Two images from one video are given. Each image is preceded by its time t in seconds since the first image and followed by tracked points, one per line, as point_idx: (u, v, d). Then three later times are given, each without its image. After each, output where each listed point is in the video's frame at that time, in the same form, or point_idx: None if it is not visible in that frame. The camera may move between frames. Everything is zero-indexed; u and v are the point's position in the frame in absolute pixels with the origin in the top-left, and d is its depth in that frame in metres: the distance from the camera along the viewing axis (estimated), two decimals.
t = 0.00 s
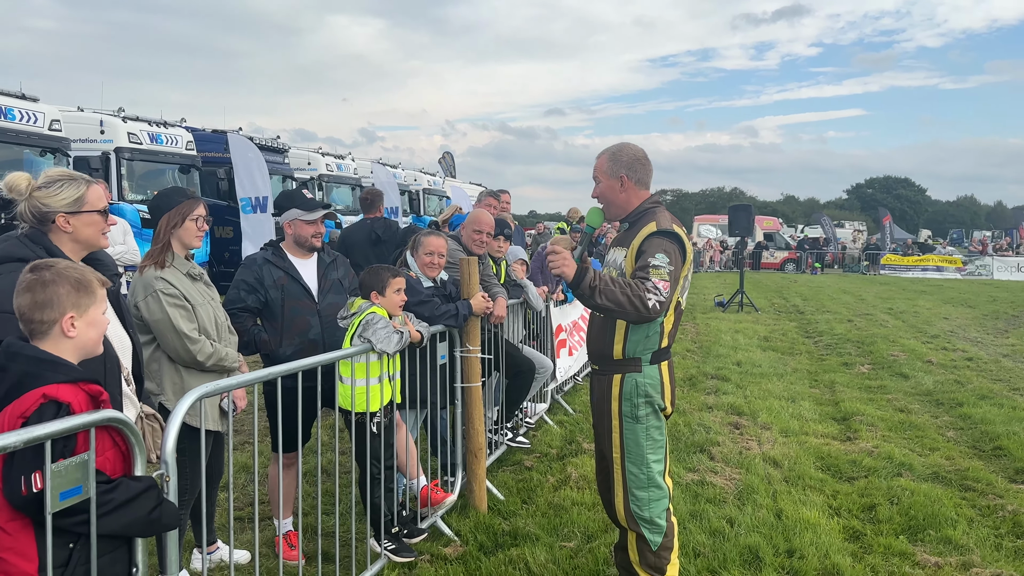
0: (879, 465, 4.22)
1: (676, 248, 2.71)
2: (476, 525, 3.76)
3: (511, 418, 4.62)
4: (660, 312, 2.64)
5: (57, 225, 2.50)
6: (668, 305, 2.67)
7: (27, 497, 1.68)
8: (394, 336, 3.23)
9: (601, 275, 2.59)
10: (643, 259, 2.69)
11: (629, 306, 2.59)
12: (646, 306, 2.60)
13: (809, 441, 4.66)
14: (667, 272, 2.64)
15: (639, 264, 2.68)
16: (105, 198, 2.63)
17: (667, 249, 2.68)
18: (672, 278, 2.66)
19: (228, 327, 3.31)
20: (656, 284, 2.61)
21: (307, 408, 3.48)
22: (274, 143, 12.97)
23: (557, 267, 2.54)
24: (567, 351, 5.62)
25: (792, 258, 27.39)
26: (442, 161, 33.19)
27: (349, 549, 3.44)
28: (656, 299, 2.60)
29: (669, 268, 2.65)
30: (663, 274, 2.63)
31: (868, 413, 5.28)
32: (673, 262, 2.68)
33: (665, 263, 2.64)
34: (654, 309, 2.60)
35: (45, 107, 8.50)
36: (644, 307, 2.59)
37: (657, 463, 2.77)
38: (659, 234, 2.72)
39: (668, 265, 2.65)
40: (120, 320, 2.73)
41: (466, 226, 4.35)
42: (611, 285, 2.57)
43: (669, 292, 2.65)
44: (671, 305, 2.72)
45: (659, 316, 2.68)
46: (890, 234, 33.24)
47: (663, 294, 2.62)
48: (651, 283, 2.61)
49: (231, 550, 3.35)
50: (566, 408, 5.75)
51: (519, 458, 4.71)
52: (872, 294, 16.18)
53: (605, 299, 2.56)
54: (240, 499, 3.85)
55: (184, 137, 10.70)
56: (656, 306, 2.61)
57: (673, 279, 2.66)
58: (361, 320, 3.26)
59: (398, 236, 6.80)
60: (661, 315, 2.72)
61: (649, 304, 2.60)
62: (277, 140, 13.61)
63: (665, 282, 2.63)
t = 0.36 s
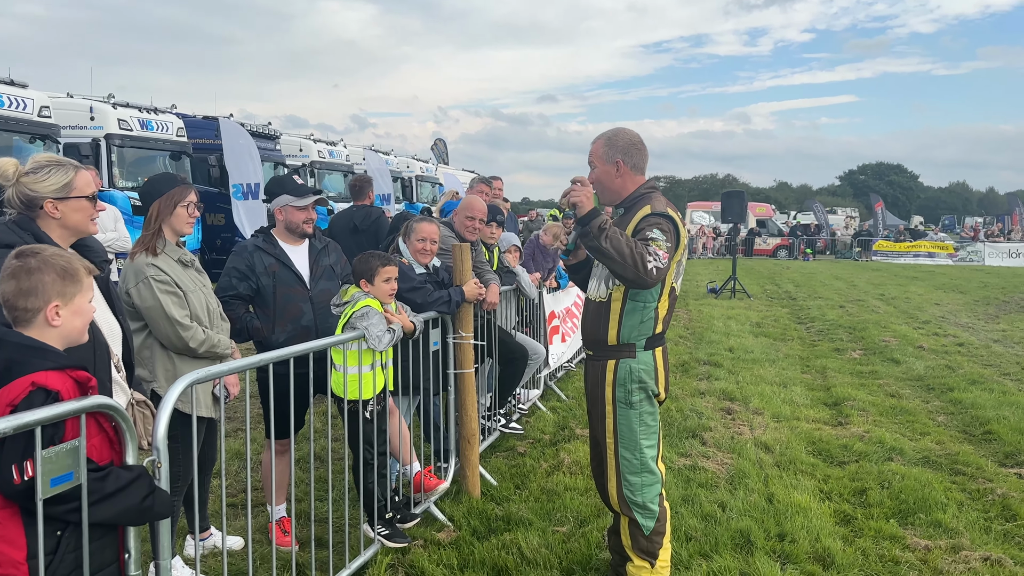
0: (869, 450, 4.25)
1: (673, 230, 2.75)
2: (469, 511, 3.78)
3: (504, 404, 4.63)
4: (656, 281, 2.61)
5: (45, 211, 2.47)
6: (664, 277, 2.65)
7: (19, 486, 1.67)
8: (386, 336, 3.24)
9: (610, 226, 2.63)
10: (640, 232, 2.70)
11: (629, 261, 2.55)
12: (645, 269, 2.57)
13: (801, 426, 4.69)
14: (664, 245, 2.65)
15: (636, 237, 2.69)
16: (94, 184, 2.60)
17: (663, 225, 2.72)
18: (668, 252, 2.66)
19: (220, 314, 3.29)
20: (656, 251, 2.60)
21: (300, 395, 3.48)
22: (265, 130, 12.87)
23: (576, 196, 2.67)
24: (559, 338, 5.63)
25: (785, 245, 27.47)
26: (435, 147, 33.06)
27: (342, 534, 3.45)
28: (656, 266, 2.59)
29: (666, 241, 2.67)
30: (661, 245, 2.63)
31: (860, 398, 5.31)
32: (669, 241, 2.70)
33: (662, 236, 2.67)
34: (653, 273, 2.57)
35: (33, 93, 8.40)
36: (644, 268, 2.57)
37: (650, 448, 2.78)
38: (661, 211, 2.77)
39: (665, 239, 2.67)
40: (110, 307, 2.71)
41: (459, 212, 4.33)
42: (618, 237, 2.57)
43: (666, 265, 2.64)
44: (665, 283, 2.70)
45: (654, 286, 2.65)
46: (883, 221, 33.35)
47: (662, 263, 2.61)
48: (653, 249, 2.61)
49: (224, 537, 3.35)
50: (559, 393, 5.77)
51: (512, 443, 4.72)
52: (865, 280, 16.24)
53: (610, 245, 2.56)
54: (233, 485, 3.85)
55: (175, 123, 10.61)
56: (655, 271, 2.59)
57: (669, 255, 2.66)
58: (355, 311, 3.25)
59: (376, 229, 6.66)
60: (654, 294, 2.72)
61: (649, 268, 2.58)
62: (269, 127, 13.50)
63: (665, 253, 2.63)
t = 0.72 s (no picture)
0: (863, 435, 4.27)
1: (668, 220, 2.69)
2: (465, 496, 3.79)
3: (499, 391, 4.64)
4: (655, 288, 2.64)
5: (37, 197, 2.46)
6: (663, 279, 2.67)
7: (11, 477, 1.67)
8: (381, 320, 3.22)
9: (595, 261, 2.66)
10: (633, 233, 2.68)
11: (621, 286, 2.61)
12: (639, 283, 2.61)
13: (795, 411, 4.71)
14: (658, 245, 2.63)
15: (630, 237, 2.67)
16: (85, 169, 2.58)
17: (657, 220, 2.66)
18: (664, 251, 2.65)
19: (214, 301, 3.28)
20: (647, 260, 2.60)
21: (294, 381, 3.48)
22: (260, 117, 12.79)
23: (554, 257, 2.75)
24: (556, 325, 5.60)
25: (781, 232, 27.49)
26: (429, 134, 32.90)
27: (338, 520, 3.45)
28: (649, 275, 2.61)
29: (660, 241, 2.64)
30: (653, 248, 2.62)
31: (854, 383, 5.33)
32: (664, 235, 2.66)
33: (656, 236, 2.63)
34: (647, 285, 2.60)
35: (26, 79, 8.33)
36: (637, 284, 2.60)
37: (647, 434, 2.77)
38: (651, 204, 2.70)
39: (660, 238, 2.64)
40: (102, 293, 2.69)
41: (454, 199, 4.32)
42: (603, 271, 2.62)
43: (662, 266, 2.64)
44: (665, 280, 2.72)
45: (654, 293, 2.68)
46: (878, 208, 33.37)
47: (656, 269, 2.61)
48: (643, 259, 2.60)
49: (219, 523, 3.36)
50: (554, 380, 5.79)
51: (508, 430, 4.73)
52: (860, 267, 16.26)
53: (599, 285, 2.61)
54: (228, 472, 3.85)
55: (169, 110, 10.53)
56: (649, 282, 2.61)
57: (665, 252, 2.64)
58: (349, 298, 3.24)
59: (377, 221, 6.67)
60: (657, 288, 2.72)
61: (643, 281, 2.61)
62: (264, 113, 13.42)
63: (659, 256, 2.62)
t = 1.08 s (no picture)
0: (860, 424, 4.28)
1: (663, 212, 2.68)
2: (462, 485, 3.81)
3: (497, 380, 4.64)
4: (653, 287, 2.61)
5: (33, 186, 2.45)
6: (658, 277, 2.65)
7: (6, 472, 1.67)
8: (378, 310, 3.23)
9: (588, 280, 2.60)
10: (630, 228, 2.66)
11: (623, 296, 2.58)
12: (639, 286, 2.57)
13: (792, 400, 4.71)
14: (654, 241, 2.61)
15: (627, 232, 2.65)
16: (81, 159, 2.57)
17: (654, 213, 2.65)
18: (659, 247, 2.63)
19: (211, 290, 3.28)
20: (643, 261, 2.58)
21: (291, 371, 3.49)
22: (258, 107, 12.76)
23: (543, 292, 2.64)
24: (554, 314, 5.59)
25: (781, 221, 27.43)
26: (429, 124, 32.86)
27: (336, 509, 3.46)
28: (647, 276, 2.58)
29: (656, 236, 2.62)
30: (649, 244, 2.60)
31: (851, 372, 5.34)
32: (659, 228, 2.65)
33: (652, 231, 2.62)
34: (647, 287, 2.57)
35: (23, 69, 8.30)
36: (637, 287, 2.57)
37: (642, 422, 2.78)
38: (644, 199, 2.68)
39: (655, 233, 2.62)
40: (100, 283, 2.69)
41: (451, 189, 4.32)
42: (601, 285, 2.57)
43: (658, 263, 2.62)
44: (660, 275, 2.70)
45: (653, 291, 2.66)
46: (879, 198, 33.27)
47: (653, 268, 2.59)
48: (639, 260, 2.58)
49: (217, 512, 3.37)
50: (553, 369, 5.80)
51: (506, 419, 4.74)
52: (860, 256, 16.24)
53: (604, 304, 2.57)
54: (226, 461, 3.87)
55: (167, 101, 10.51)
56: (648, 283, 2.58)
57: (661, 247, 2.63)
58: (346, 288, 3.23)
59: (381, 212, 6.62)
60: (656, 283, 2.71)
61: (642, 283, 2.57)
62: (262, 103, 13.39)
63: (655, 255, 2.60)
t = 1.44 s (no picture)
0: (860, 415, 4.27)
1: (656, 203, 2.67)
2: (463, 475, 3.82)
3: (498, 371, 4.66)
4: (614, 259, 2.58)
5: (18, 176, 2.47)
6: (628, 255, 2.61)
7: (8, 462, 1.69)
8: (378, 301, 3.24)
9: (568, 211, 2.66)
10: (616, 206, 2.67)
11: (583, 247, 2.59)
12: (601, 251, 2.57)
13: (793, 391, 4.71)
14: (633, 221, 2.59)
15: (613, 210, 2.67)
16: (61, 144, 2.51)
17: (644, 200, 2.65)
18: (638, 229, 2.61)
19: (211, 282, 3.30)
20: (613, 229, 2.57)
21: (291, 363, 3.50)
22: (260, 99, 12.76)
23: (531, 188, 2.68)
24: (555, 306, 5.59)
25: (784, 214, 27.33)
26: (432, 116, 32.84)
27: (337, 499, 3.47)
28: (612, 244, 2.56)
29: (637, 218, 2.61)
30: (626, 221, 2.59)
31: (852, 363, 5.33)
32: (645, 215, 2.63)
33: (635, 213, 2.61)
34: (607, 254, 2.55)
35: (25, 62, 8.32)
36: (599, 250, 2.56)
37: (641, 413, 2.78)
38: (637, 186, 2.70)
39: (638, 215, 2.62)
40: (102, 274, 2.70)
41: (451, 180, 4.32)
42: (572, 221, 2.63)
43: (631, 242, 2.59)
44: (633, 257, 2.65)
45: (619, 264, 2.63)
46: (884, 190, 33.10)
47: (622, 241, 2.57)
48: (610, 228, 2.58)
49: (218, 502, 3.39)
50: (554, 361, 5.80)
51: (506, 410, 4.75)
52: (863, 248, 16.18)
53: (564, 236, 2.61)
54: (227, 452, 3.89)
55: (169, 93, 10.52)
56: (610, 251, 2.57)
57: (638, 229, 2.60)
58: (345, 278, 3.25)
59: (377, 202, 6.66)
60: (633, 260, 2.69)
61: (604, 248, 2.57)
62: (265, 96, 13.39)
63: (628, 231, 2.58)
